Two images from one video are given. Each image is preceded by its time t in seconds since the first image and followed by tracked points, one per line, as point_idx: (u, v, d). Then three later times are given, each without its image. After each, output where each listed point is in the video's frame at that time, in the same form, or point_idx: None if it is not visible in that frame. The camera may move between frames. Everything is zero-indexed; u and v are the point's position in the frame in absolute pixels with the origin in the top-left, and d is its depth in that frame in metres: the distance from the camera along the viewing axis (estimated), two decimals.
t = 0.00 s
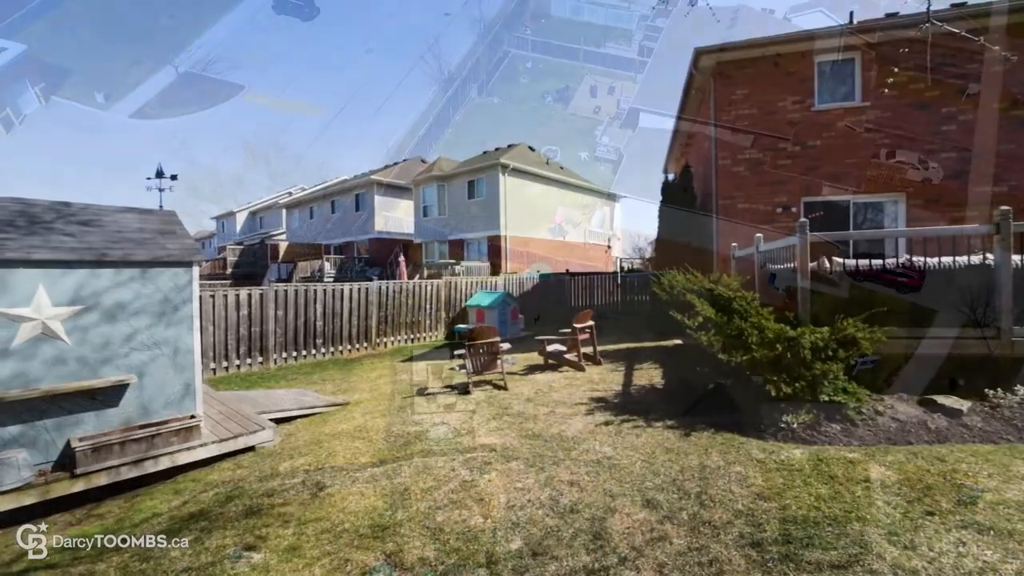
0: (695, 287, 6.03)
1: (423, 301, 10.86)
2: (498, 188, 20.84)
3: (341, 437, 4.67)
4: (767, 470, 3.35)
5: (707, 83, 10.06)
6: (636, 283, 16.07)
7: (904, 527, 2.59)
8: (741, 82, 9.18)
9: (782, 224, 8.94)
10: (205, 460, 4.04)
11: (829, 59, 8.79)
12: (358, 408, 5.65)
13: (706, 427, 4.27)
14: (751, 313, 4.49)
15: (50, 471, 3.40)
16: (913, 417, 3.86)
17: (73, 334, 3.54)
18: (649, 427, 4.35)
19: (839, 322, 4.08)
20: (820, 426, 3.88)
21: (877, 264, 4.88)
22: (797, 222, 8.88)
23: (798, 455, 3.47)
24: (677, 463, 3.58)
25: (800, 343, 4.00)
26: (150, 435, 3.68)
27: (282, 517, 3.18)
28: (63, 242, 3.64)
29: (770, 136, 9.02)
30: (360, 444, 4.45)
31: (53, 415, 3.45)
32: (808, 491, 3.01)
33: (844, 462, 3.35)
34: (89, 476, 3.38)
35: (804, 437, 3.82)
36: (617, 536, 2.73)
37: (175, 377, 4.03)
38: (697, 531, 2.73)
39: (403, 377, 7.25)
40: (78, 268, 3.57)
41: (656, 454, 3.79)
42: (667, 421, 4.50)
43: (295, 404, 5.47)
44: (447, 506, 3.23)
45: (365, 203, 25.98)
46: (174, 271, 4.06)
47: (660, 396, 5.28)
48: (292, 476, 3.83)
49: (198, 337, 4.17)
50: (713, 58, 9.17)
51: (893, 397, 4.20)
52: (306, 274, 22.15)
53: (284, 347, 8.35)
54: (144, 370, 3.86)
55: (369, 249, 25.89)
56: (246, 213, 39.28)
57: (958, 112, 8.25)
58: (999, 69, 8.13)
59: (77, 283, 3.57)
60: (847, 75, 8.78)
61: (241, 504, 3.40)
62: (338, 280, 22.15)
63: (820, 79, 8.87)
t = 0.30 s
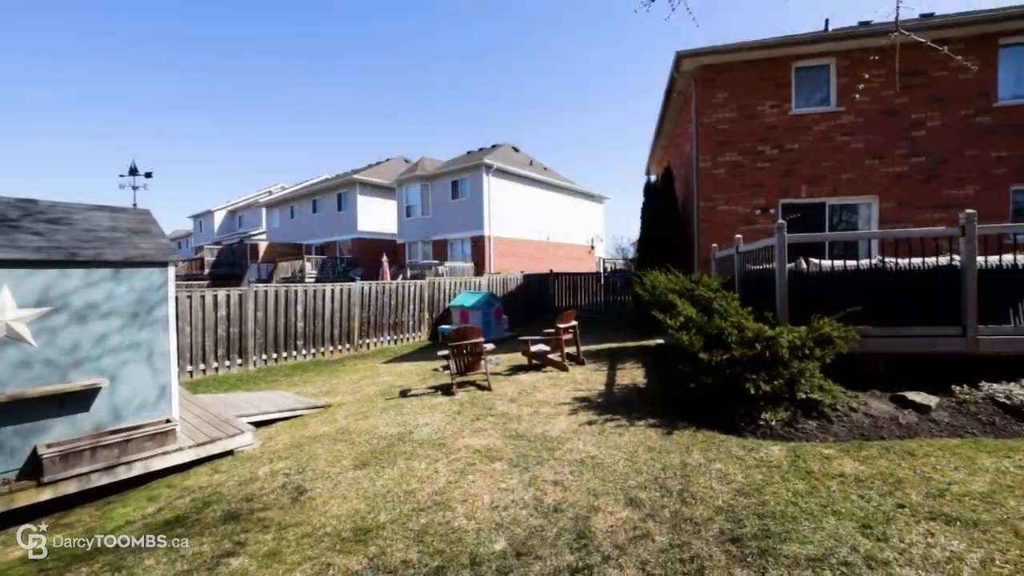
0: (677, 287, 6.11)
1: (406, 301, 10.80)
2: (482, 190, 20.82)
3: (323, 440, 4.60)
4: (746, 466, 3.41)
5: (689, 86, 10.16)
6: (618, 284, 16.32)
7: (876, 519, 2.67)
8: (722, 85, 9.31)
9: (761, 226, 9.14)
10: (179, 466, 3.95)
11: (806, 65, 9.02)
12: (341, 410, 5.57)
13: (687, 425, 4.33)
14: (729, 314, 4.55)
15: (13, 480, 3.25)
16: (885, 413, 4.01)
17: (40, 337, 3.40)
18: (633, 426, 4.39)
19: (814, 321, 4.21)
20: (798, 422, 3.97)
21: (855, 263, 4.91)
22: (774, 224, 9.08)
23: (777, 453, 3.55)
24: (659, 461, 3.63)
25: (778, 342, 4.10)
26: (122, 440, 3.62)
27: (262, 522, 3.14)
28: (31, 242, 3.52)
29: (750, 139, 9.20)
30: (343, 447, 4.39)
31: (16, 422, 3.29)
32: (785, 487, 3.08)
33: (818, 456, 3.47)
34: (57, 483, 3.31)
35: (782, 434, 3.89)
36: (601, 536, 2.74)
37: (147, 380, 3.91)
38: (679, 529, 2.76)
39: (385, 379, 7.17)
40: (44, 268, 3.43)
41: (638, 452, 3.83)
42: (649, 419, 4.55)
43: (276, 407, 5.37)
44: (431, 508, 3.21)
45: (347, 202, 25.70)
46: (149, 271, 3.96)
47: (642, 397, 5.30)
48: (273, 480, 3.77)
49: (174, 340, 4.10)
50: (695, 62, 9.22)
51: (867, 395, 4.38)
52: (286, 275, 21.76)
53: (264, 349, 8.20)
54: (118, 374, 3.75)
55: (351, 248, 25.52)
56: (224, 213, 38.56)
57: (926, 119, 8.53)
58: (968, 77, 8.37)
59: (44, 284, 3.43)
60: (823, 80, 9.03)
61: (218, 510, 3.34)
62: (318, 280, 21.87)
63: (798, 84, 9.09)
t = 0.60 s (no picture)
0: (658, 287, 6.20)
1: (390, 302, 10.72)
2: (466, 190, 20.77)
3: (303, 442, 4.53)
4: (726, 464, 3.46)
5: (670, 88, 10.27)
6: (602, 285, 16.80)
7: (850, 513, 2.74)
8: (702, 88, 9.44)
9: (740, 227, 9.31)
10: (154, 472, 3.86)
11: (784, 69, 9.22)
12: (322, 412, 5.50)
13: (668, 424, 4.38)
14: (711, 313, 4.62)
15: None
16: (858, 410, 4.11)
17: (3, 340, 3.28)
18: (616, 425, 4.43)
19: (791, 320, 4.30)
20: (776, 420, 4.06)
21: (830, 264, 5.01)
22: (753, 225, 9.26)
23: (755, 450, 3.62)
24: (641, 460, 3.66)
25: (756, 341, 4.17)
26: (92, 446, 3.54)
27: (241, 527, 3.08)
28: None
29: (729, 142, 9.36)
30: (324, 450, 4.33)
31: None
32: (763, 483, 3.14)
33: (794, 452, 3.54)
34: (24, 491, 3.22)
35: (761, 431, 3.96)
36: (584, 534, 2.76)
37: (120, 384, 3.79)
38: (660, 525, 2.79)
39: (367, 380, 7.09)
40: (6, 268, 3.31)
41: (621, 451, 3.86)
42: (631, 418, 4.60)
43: (255, 409, 5.27)
44: (414, 510, 3.19)
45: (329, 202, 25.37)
46: (122, 272, 3.85)
47: (624, 396, 5.34)
48: (252, 483, 3.70)
49: (149, 342, 3.98)
50: (676, 64, 9.34)
51: (842, 393, 4.50)
52: (266, 275, 21.37)
53: (244, 351, 8.04)
54: (89, 377, 3.63)
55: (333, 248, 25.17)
56: (202, 212, 37.64)
57: (897, 124, 8.80)
58: (936, 84, 8.65)
59: (6, 285, 3.31)
60: (799, 85, 9.24)
61: (195, 515, 3.26)
62: (299, 280, 21.55)
63: (776, 88, 9.28)
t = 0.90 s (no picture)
0: (642, 287, 6.27)
1: (374, 302, 10.64)
2: (451, 190, 20.70)
3: (286, 445, 4.46)
4: (708, 461, 3.51)
5: (654, 90, 10.37)
6: (585, 285, 16.27)
7: (828, 507, 2.80)
8: (685, 90, 9.55)
9: (721, 228, 9.44)
10: (130, 477, 3.77)
11: (764, 73, 9.38)
12: (304, 414, 5.42)
13: (651, 422, 4.42)
14: (693, 313, 4.69)
15: None
16: (835, 407, 4.20)
17: None
18: (600, 424, 4.46)
19: (770, 319, 4.37)
20: (757, 417, 4.13)
21: (809, 264, 5.10)
22: (735, 226, 9.40)
23: (737, 449, 3.67)
24: (625, 458, 3.69)
25: (737, 340, 4.24)
26: (63, 451, 3.44)
27: (220, 532, 3.02)
28: None
29: (711, 144, 9.49)
30: (306, 452, 4.26)
31: None
32: (745, 480, 3.19)
33: (774, 449, 3.60)
34: None
35: (742, 429, 4.03)
36: (569, 534, 2.77)
37: (94, 388, 3.68)
38: (644, 523, 2.82)
39: (351, 382, 7.01)
40: None
41: (605, 450, 3.88)
42: (616, 416, 4.64)
43: (235, 412, 5.16)
44: (398, 511, 3.16)
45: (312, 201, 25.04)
46: (97, 272, 3.76)
47: (609, 395, 5.37)
48: (232, 487, 3.63)
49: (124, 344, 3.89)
50: (659, 66, 9.43)
51: (820, 390, 4.59)
52: (247, 275, 21.02)
53: (224, 352, 7.89)
54: (60, 381, 3.52)
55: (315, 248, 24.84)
56: (181, 210, 36.80)
57: (872, 128, 9.03)
58: (910, 90, 8.89)
59: None
60: (779, 89, 9.42)
61: (173, 521, 3.18)
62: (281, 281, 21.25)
63: (756, 91, 9.45)
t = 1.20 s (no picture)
0: (626, 287, 6.33)
1: (358, 302, 10.54)
2: (436, 190, 20.62)
3: (267, 448, 4.38)
4: (692, 459, 3.55)
5: (638, 92, 10.47)
6: (572, 285, 16.36)
7: (808, 503, 2.85)
8: (669, 92, 9.65)
9: (704, 228, 9.57)
10: (106, 483, 3.68)
11: (746, 77, 9.54)
12: (287, 417, 5.33)
13: (636, 421, 4.45)
14: (677, 313, 4.75)
15: None
16: (815, 404, 4.28)
17: None
18: (586, 424, 4.47)
19: (753, 319, 4.44)
20: (739, 416, 4.19)
21: (789, 264, 5.19)
22: (717, 226, 9.54)
23: (720, 446, 3.72)
24: (610, 458, 3.71)
25: (720, 340, 4.29)
26: (33, 458, 3.33)
27: (200, 538, 2.96)
28: None
29: (694, 146, 9.60)
30: (289, 455, 4.20)
31: None
32: (727, 477, 3.23)
33: (756, 447, 3.66)
34: None
35: (725, 426, 4.08)
36: (555, 534, 2.78)
37: (67, 392, 3.58)
38: (628, 522, 2.84)
39: (335, 383, 6.93)
40: None
41: (590, 449, 3.90)
42: (601, 416, 4.66)
43: (215, 415, 5.06)
44: (382, 514, 3.13)
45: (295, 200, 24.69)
46: (69, 272, 3.65)
47: (594, 395, 5.40)
48: (212, 492, 3.56)
49: (99, 346, 3.79)
50: (644, 69, 9.50)
51: (801, 388, 4.67)
52: (227, 275, 20.62)
53: (204, 354, 7.72)
54: (31, 385, 3.42)
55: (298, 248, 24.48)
56: (158, 209, 35.94)
57: (850, 132, 9.23)
58: (885, 95, 9.13)
59: None
60: (760, 92, 9.58)
61: (150, 528, 3.11)
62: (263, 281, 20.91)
63: (738, 95, 9.60)
